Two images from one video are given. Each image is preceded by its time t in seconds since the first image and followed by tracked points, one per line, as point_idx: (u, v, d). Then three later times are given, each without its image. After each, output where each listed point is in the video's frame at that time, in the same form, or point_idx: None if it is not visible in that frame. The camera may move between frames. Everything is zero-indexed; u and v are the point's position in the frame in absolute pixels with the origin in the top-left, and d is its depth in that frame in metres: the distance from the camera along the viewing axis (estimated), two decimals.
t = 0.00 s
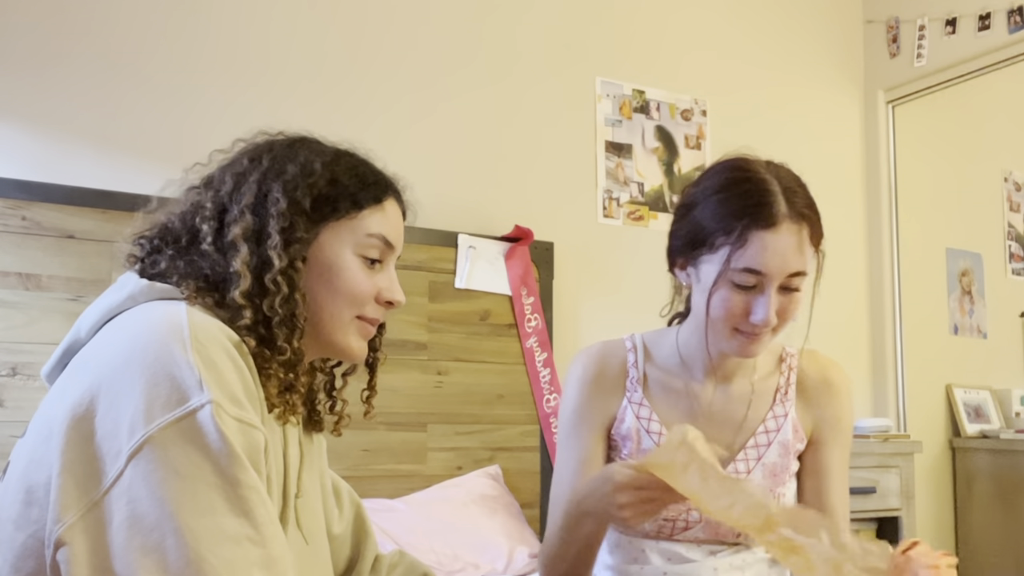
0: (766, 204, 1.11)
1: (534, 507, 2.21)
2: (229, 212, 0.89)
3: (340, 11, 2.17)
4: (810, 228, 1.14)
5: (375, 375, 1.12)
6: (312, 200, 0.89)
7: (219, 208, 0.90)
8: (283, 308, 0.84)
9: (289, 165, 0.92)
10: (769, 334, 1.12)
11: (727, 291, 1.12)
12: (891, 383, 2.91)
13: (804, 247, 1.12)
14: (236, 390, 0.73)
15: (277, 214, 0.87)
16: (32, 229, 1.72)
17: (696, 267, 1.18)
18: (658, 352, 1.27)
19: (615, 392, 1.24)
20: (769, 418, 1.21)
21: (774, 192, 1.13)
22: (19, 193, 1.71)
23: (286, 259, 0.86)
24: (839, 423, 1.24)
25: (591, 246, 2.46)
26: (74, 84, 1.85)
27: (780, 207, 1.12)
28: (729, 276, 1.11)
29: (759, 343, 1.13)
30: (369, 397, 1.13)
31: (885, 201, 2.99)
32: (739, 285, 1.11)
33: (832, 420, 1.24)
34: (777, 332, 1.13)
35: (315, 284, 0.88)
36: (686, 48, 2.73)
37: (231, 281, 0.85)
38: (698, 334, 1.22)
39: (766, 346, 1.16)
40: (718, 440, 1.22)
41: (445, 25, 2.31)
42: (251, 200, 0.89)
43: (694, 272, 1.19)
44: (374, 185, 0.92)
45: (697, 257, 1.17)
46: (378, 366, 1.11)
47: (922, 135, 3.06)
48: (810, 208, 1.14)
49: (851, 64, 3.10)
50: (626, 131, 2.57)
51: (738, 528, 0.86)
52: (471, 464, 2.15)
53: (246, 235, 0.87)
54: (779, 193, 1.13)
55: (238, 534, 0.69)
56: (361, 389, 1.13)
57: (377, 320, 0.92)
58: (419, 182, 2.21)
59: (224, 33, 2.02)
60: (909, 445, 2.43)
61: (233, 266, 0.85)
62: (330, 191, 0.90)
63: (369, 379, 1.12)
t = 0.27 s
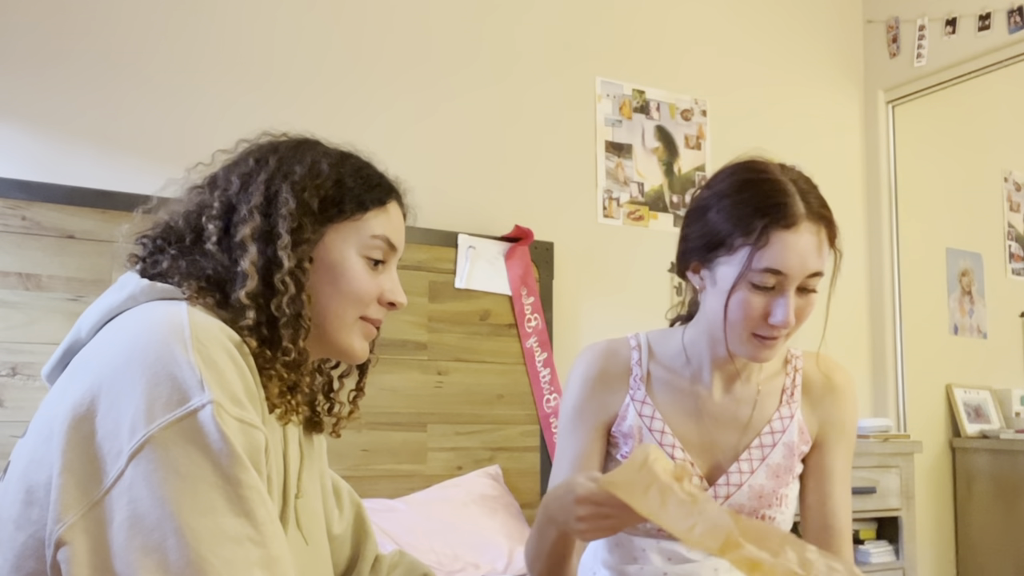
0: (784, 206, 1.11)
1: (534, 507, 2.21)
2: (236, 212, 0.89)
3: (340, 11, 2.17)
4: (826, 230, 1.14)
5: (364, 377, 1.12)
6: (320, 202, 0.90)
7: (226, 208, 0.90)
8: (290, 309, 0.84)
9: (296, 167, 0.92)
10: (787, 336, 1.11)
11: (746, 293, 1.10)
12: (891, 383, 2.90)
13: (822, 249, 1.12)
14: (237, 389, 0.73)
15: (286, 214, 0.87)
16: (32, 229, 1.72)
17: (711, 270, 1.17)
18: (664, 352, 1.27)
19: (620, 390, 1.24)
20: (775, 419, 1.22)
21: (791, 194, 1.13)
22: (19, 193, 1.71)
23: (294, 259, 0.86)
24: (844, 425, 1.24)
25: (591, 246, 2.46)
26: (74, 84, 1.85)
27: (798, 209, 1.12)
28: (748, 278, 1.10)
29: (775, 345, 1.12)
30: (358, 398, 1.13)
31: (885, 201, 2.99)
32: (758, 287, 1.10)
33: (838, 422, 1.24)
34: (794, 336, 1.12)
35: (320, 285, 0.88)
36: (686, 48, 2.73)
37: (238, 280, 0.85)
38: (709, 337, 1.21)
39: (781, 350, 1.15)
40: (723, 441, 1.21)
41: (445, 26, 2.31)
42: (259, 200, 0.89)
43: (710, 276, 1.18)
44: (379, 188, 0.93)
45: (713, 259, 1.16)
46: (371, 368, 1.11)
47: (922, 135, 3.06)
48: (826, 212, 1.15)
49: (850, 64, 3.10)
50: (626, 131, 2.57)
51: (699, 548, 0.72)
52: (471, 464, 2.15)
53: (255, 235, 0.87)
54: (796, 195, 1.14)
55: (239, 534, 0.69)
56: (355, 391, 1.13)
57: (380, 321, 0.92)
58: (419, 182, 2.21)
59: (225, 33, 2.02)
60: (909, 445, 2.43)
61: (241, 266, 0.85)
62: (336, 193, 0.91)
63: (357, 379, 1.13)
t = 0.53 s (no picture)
0: (797, 211, 1.11)
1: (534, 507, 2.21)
2: (237, 212, 0.89)
3: (340, 11, 2.17)
4: (837, 234, 1.14)
5: (370, 379, 1.12)
6: (321, 202, 0.90)
7: (227, 208, 0.90)
8: (292, 309, 0.84)
9: (297, 167, 0.92)
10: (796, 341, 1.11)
11: (756, 298, 1.11)
12: (891, 383, 2.91)
13: (832, 254, 1.12)
14: (237, 389, 0.73)
15: (288, 215, 0.87)
16: (32, 228, 1.71)
17: (721, 273, 1.17)
18: (668, 352, 1.27)
19: (622, 390, 1.24)
20: (779, 421, 1.22)
21: (803, 198, 1.13)
22: (19, 193, 1.71)
23: (297, 260, 0.86)
24: (848, 429, 1.25)
25: (591, 246, 2.46)
26: (75, 85, 1.85)
27: (810, 214, 1.12)
28: (759, 283, 1.10)
29: (785, 349, 1.12)
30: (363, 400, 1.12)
31: (885, 201, 2.99)
32: (769, 292, 1.10)
33: (842, 425, 1.25)
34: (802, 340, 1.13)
35: (321, 285, 0.88)
36: (686, 48, 2.73)
37: (240, 280, 0.84)
38: (715, 339, 1.21)
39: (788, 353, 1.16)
40: (727, 442, 1.21)
41: (445, 25, 2.31)
42: (261, 201, 0.89)
43: (719, 278, 1.18)
44: (380, 188, 0.93)
45: (723, 263, 1.16)
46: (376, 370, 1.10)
47: (921, 135, 3.06)
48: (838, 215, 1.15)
49: (850, 64, 3.10)
50: (626, 132, 2.57)
51: None
52: (471, 464, 2.15)
53: (258, 235, 0.87)
54: (808, 199, 1.13)
55: (239, 533, 0.69)
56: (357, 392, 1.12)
57: (380, 321, 0.92)
58: (419, 182, 2.22)
59: (225, 34, 2.02)
60: (909, 445, 2.43)
61: (244, 266, 0.85)
62: (337, 193, 0.90)
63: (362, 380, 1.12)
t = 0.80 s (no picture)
0: (801, 211, 1.11)
1: (534, 507, 2.21)
2: (237, 212, 0.89)
3: (340, 11, 2.17)
4: (840, 234, 1.15)
5: (361, 377, 1.12)
6: (321, 202, 0.90)
7: (226, 208, 0.90)
8: (292, 309, 0.84)
9: (296, 167, 0.92)
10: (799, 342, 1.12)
11: (760, 299, 1.11)
12: (891, 383, 2.91)
13: (836, 255, 1.12)
14: (237, 389, 0.73)
15: (288, 214, 0.87)
16: (32, 229, 1.71)
17: (724, 272, 1.17)
18: (669, 352, 1.27)
19: (625, 391, 1.24)
20: (780, 422, 1.21)
21: (808, 198, 1.13)
22: (19, 193, 1.71)
23: (297, 260, 0.86)
24: (848, 430, 1.25)
25: (592, 246, 2.46)
26: (75, 85, 1.85)
27: (814, 214, 1.12)
28: (763, 283, 1.11)
29: (788, 350, 1.13)
30: (357, 398, 1.12)
31: (885, 201, 2.99)
32: (773, 292, 1.10)
33: (843, 427, 1.25)
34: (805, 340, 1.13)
35: (321, 285, 0.88)
36: (686, 48, 2.73)
37: (240, 280, 0.84)
38: (718, 339, 1.21)
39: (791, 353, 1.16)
40: (728, 442, 1.21)
41: (445, 25, 2.31)
42: (261, 200, 0.89)
43: (722, 278, 1.18)
44: (378, 188, 0.93)
45: (726, 263, 1.16)
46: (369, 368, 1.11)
47: (921, 135, 3.06)
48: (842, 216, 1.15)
49: (850, 64, 3.10)
50: (626, 132, 2.57)
51: None
52: (471, 464, 2.15)
53: (257, 235, 0.87)
54: (812, 199, 1.13)
55: (239, 533, 0.69)
56: (352, 391, 1.12)
57: (378, 321, 0.92)
58: (419, 182, 2.22)
59: (226, 34, 2.02)
60: (909, 445, 2.43)
61: (244, 265, 0.85)
62: (336, 193, 0.90)
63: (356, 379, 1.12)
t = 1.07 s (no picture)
0: (802, 208, 1.11)
1: (534, 507, 2.21)
2: (241, 213, 0.89)
3: (340, 11, 2.17)
4: (841, 232, 1.15)
5: (362, 378, 1.12)
6: (325, 204, 0.90)
7: (230, 208, 0.90)
8: (296, 311, 0.84)
9: (301, 169, 0.92)
10: (800, 340, 1.12)
11: (762, 296, 1.11)
12: (891, 383, 2.91)
13: (837, 252, 1.12)
14: (240, 389, 0.73)
15: (293, 216, 0.87)
16: (32, 228, 1.71)
17: (725, 271, 1.17)
18: (670, 352, 1.27)
19: (624, 391, 1.25)
20: (779, 422, 1.21)
21: (808, 196, 1.13)
22: (19, 193, 1.71)
23: (302, 261, 0.86)
24: (848, 430, 1.25)
25: (592, 246, 2.46)
26: (76, 85, 1.85)
27: (816, 212, 1.12)
28: (764, 281, 1.11)
29: (789, 348, 1.13)
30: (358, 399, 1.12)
31: (885, 201, 2.99)
32: (774, 290, 1.10)
33: (843, 428, 1.25)
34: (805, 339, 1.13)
35: (323, 286, 0.88)
36: (686, 48, 2.73)
37: (246, 282, 0.84)
38: (717, 338, 1.21)
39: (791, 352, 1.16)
40: (727, 442, 1.21)
41: (445, 25, 2.31)
42: (265, 202, 0.89)
43: (722, 277, 1.18)
44: (382, 190, 0.93)
45: (727, 261, 1.16)
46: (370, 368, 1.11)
47: (921, 135, 3.06)
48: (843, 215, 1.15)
49: (850, 64, 3.10)
50: (626, 132, 2.57)
51: None
52: (471, 464, 2.15)
53: (262, 236, 0.86)
54: (813, 197, 1.13)
55: (240, 532, 0.69)
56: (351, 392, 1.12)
57: (380, 322, 0.92)
58: (419, 183, 2.22)
59: (225, 35, 2.02)
60: (909, 445, 2.43)
61: (250, 267, 0.84)
62: (340, 195, 0.90)
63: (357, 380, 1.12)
